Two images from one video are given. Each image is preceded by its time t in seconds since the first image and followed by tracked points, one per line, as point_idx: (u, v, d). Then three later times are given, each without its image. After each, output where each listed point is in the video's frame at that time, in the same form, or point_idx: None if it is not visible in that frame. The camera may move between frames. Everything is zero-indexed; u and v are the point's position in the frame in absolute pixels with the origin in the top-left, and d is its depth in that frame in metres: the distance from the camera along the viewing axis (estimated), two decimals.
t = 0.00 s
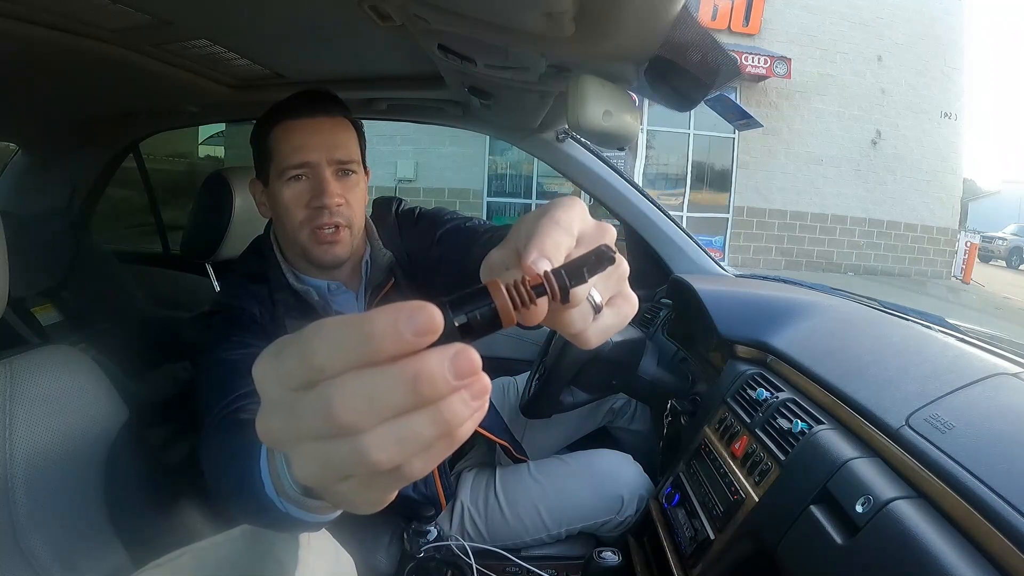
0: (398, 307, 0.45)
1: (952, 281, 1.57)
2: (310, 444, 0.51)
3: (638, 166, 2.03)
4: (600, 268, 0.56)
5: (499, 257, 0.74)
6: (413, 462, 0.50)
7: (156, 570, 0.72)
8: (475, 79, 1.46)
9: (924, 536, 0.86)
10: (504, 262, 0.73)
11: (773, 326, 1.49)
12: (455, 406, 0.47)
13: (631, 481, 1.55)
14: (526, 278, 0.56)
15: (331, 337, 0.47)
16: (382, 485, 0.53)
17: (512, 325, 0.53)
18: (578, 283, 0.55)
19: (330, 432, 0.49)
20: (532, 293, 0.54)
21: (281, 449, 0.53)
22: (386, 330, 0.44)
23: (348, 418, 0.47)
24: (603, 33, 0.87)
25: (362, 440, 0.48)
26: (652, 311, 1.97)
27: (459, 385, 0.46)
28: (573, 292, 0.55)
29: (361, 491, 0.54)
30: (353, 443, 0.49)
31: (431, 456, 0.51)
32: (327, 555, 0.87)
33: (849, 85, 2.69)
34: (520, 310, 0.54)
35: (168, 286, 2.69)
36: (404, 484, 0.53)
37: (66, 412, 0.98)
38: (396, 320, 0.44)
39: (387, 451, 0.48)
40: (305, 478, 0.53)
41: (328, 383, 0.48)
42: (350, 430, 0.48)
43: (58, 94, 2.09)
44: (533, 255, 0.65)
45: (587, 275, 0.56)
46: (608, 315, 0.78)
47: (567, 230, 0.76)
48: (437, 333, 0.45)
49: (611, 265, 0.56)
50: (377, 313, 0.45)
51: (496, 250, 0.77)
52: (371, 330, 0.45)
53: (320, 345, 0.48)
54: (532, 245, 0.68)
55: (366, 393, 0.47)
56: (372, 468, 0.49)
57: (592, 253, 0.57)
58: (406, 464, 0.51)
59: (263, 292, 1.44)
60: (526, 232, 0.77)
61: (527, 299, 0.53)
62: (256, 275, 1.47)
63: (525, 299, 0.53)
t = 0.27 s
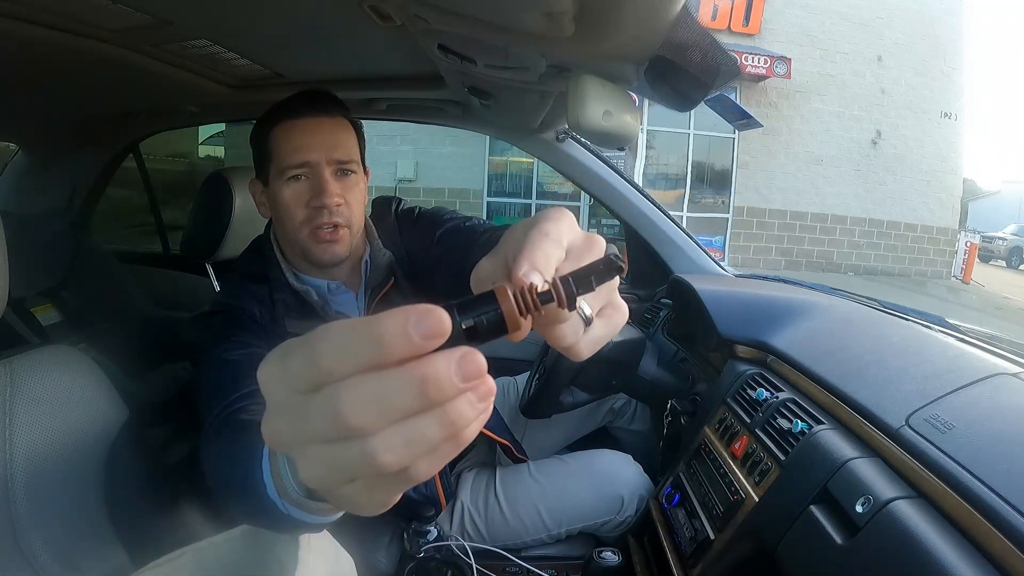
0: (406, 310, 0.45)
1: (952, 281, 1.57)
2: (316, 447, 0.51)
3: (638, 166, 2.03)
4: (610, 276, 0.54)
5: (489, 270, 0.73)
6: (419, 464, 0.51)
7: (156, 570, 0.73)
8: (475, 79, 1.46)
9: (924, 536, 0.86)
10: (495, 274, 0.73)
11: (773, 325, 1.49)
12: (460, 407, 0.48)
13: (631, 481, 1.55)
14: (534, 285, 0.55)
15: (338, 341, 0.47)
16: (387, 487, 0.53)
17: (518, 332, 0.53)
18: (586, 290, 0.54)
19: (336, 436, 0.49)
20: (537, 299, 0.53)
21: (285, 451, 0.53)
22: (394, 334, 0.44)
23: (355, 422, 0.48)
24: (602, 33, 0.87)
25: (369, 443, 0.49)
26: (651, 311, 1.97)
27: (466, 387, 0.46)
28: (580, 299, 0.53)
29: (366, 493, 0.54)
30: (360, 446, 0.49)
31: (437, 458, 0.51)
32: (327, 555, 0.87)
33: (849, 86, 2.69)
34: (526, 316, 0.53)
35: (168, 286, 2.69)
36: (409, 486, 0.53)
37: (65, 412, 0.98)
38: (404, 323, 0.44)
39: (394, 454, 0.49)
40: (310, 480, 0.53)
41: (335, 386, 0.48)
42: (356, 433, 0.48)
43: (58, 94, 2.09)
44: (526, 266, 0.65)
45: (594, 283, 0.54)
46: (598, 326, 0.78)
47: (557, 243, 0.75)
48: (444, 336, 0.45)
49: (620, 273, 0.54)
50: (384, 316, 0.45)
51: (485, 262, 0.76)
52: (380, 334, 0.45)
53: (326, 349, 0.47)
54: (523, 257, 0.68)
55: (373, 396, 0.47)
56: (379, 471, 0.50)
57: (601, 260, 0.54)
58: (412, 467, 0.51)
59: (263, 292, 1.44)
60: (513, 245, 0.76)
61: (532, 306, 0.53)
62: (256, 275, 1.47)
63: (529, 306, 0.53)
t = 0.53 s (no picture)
0: (402, 306, 0.45)
1: (952, 281, 1.57)
2: (312, 447, 0.51)
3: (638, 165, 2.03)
4: (615, 297, 0.53)
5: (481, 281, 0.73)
6: (412, 467, 0.50)
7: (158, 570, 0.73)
8: (475, 79, 1.46)
9: (924, 536, 0.86)
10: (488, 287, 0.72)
11: (773, 326, 1.49)
12: (453, 409, 0.48)
13: (631, 482, 1.55)
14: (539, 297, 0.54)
15: (336, 338, 0.47)
16: (381, 490, 0.53)
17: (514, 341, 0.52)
18: (589, 308, 0.53)
19: (331, 435, 0.49)
20: (539, 310, 0.52)
21: (283, 451, 0.54)
22: (389, 331, 0.44)
23: (348, 421, 0.48)
24: (603, 33, 0.87)
25: (361, 443, 0.49)
26: (652, 311, 1.98)
27: (459, 388, 0.46)
28: (581, 316, 0.53)
29: (361, 495, 0.54)
30: (353, 446, 0.49)
31: (429, 462, 0.51)
32: (327, 556, 0.87)
33: (849, 86, 2.69)
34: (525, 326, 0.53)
35: (168, 286, 2.70)
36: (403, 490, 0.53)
37: (66, 412, 0.98)
38: (400, 320, 0.44)
39: (386, 454, 0.49)
40: (306, 480, 0.54)
41: (333, 384, 0.48)
42: (350, 433, 0.49)
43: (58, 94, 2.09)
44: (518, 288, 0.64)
45: (598, 303, 0.52)
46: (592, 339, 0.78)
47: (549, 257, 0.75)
48: (441, 335, 0.45)
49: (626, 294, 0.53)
50: (381, 313, 0.45)
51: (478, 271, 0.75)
52: (376, 330, 0.45)
53: (324, 347, 0.48)
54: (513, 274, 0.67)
55: (369, 394, 0.47)
56: (371, 472, 0.50)
57: (607, 280, 0.53)
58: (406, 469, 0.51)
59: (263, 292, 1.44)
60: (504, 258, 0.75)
61: (533, 317, 0.52)
62: (256, 275, 1.47)
63: (531, 316, 0.52)
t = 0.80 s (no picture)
0: (445, 281, 0.49)
1: (952, 281, 1.57)
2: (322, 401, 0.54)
3: (638, 165, 2.03)
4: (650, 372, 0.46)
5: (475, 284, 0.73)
6: (410, 442, 0.52)
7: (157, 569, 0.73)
8: (475, 79, 1.46)
9: (924, 536, 0.86)
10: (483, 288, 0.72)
11: (773, 326, 1.49)
12: (461, 388, 0.50)
13: (631, 482, 1.55)
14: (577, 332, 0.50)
15: (375, 299, 0.50)
16: (377, 466, 0.55)
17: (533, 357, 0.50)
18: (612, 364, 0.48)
19: (340, 390, 0.52)
20: (566, 341, 0.49)
21: (295, 404, 0.56)
22: (428, 298, 0.48)
23: (360, 376, 0.50)
24: (602, 33, 0.87)
25: (366, 401, 0.51)
26: (651, 311, 1.97)
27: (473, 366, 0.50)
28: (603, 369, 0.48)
29: (357, 465, 0.56)
30: (357, 404, 0.51)
31: (427, 443, 0.52)
32: (327, 555, 0.87)
33: (848, 85, 2.69)
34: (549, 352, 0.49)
35: (168, 286, 2.70)
36: (397, 469, 0.54)
37: (66, 412, 0.98)
38: (439, 290, 0.48)
39: (386, 418, 0.51)
40: (313, 435, 0.56)
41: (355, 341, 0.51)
42: (357, 390, 0.51)
43: (58, 94, 2.08)
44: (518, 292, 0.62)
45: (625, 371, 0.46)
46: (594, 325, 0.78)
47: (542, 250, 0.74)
48: (475, 314, 0.48)
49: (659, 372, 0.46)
50: (423, 282, 0.49)
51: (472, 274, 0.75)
52: (415, 295, 0.48)
53: (361, 305, 0.51)
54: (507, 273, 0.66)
55: (386, 356, 0.49)
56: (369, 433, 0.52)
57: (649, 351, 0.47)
58: (404, 444, 0.53)
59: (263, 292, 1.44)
60: (494, 264, 0.75)
61: (559, 344, 0.49)
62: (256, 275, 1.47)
63: (557, 343, 0.49)
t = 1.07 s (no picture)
0: (509, 306, 0.48)
1: (952, 281, 1.57)
2: (389, 438, 0.52)
3: (638, 165, 2.03)
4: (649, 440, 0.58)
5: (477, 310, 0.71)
6: (483, 470, 0.52)
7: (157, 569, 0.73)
8: (475, 79, 1.46)
9: (924, 536, 0.86)
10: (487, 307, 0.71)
11: (773, 326, 1.49)
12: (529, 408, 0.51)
13: (631, 482, 1.56)
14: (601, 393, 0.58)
15: (435, 332, 0.49)
16: (445, 494, 0.54)
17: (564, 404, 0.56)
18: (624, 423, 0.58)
19: (410, 429, 0.50)
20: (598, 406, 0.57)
21: (354, 441, 0.54)
22: (496, 327, 0.47)
23: (431, 415, 0.49)
24: (603, 33, 0.87)
25: (440, 438, 0.50)
26: (652, 311, 2.00)
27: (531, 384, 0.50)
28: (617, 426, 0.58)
29: (424, 495, 0.55)
30: (431, 441, 0.50)
31: (499, 466, 0.52)
32: (327, 555, 0.87)
33: (848, 85, 2.69)
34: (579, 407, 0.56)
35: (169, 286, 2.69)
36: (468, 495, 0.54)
37: (66, 412, 0.98)
38: (507, 317, 0.47)
39: (462, 450, 0.50)
40: (374, 470, 0.55)
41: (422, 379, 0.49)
42: (429, 428, 0.50)
43: (58, 94, 2.09)
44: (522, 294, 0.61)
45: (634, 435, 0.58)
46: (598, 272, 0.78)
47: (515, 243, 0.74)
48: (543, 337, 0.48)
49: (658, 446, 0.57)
50: (487, 310, 0.48)
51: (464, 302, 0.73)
52: (483, 325, 0.47)
53: (420, 339, 0.49)
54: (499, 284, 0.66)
55: (458, 390, 0.48)
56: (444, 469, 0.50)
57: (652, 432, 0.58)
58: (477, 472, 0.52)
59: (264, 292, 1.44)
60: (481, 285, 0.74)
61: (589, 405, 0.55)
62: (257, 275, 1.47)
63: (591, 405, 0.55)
